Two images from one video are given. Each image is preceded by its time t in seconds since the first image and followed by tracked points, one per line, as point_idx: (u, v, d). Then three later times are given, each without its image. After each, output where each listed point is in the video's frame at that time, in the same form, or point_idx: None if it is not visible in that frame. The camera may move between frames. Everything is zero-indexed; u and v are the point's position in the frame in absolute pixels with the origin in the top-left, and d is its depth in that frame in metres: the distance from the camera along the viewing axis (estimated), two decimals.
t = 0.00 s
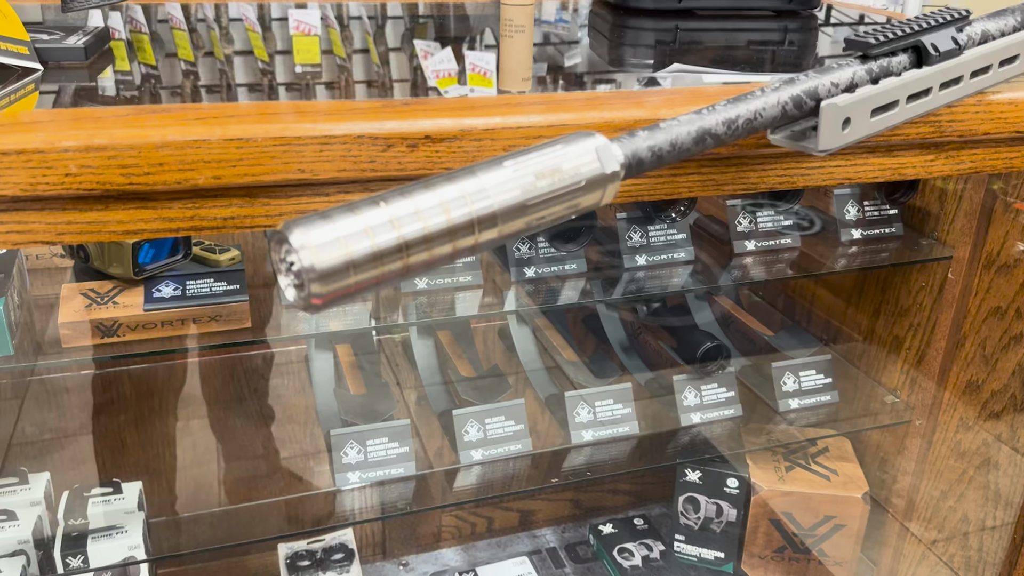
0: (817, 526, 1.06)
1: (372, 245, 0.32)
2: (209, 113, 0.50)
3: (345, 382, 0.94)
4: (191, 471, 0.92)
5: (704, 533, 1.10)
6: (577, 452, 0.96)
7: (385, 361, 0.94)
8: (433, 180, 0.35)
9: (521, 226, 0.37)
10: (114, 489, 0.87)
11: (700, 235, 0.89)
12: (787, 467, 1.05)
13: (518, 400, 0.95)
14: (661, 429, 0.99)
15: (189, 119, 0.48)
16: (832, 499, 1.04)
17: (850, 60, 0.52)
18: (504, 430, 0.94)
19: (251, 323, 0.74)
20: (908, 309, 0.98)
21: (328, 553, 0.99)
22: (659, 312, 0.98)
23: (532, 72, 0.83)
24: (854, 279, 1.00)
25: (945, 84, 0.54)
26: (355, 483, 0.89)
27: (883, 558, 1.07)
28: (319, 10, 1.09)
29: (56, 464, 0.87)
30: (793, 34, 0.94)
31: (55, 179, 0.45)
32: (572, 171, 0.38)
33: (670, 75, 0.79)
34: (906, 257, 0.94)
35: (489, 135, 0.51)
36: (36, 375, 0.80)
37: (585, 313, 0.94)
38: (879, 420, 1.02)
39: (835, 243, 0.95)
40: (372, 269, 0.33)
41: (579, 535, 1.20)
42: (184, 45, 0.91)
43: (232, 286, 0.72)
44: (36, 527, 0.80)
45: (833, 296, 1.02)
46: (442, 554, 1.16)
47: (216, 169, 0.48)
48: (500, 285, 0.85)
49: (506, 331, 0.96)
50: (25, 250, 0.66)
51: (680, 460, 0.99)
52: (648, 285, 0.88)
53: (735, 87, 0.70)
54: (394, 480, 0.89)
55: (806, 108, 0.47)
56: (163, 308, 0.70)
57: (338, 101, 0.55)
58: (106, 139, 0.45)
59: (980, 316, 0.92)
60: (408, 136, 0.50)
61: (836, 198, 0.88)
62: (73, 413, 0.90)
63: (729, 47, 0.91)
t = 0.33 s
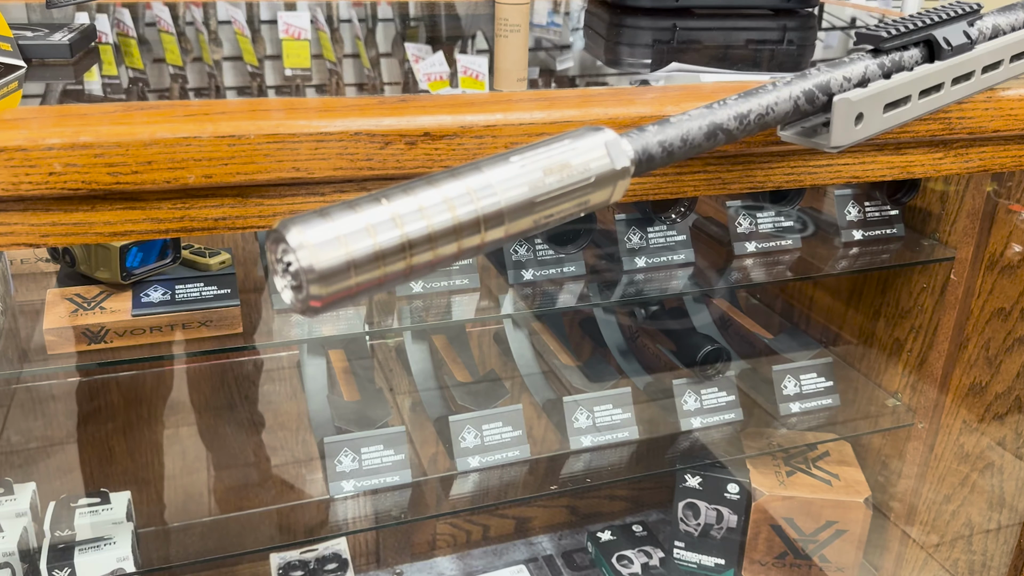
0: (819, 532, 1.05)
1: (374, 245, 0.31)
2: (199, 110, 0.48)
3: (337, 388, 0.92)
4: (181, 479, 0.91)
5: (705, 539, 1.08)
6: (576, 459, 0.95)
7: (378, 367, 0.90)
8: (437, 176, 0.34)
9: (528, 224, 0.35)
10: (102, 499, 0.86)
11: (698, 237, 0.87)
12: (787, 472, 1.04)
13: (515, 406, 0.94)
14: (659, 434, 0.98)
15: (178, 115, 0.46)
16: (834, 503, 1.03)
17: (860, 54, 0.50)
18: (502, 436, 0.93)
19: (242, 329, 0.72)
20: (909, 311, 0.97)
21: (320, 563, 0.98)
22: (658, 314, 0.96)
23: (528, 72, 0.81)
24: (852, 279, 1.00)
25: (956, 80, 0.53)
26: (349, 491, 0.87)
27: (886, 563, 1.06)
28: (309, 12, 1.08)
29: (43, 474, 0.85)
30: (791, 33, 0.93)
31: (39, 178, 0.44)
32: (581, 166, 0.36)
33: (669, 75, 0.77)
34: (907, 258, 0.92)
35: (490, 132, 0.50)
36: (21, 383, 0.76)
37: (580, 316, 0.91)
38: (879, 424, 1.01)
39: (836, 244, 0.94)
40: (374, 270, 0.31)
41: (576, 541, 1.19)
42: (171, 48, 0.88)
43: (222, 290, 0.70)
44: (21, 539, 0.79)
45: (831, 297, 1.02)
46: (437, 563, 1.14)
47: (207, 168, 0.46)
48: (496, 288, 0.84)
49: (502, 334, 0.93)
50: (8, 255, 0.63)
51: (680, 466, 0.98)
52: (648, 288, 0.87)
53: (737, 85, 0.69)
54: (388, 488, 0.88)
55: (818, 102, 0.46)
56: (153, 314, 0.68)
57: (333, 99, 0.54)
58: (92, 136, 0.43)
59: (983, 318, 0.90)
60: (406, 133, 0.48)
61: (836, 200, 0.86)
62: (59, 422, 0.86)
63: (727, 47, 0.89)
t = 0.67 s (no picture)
0: (821, 537, 1.03)
1: (380, 243, 0.28)
2: (186, 105, 0.46)
3: (329, 394, 0.89)
4: (167, 489, 0.89)
5: (705, 545, 1.07)
6: (575, 465, 0.93)
7: (371, 372, 0.89)
8: (445, 170, 0.31)
9: (541, 221, 0.33)
10: (87, 511, 0.83)
11: (699, 237, 0.85)
12: (788, 476, 1.03)
13: (512, 411, 0.91)
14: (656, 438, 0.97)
15: (164, 110, 0.44)
16: (835, 507, 1.01)
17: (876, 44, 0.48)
18: (498, 443, 0.90)
19: (234, 335, 0.70)
20: (911, 311, 0.95)
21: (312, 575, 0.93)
22: (655, 318, 0.94)
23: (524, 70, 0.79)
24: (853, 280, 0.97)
25: (974, 72, 0.51)
26: (342, 501, 0.85)
27: (887, 568, 1.05)
28: (296, 14, 1.06)
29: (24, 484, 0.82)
30: (790, 29, 0.91)
31: (17, 176, 0.41)
32: (597, 159, 0.34)
33: (668, 72, 0.76)
34: (908, 258, 0.91)
35: (494, 127, 0.48)
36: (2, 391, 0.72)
37: (576, 319, 0.88)
38: (879, 427, 1.00)
39: (838, 244, 0.92)
40: (380, 271, 0.29)
41: (572, 548, 1.17)
42: (155, 50, 0.86)
43: (210, 294, 0.68)
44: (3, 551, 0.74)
45: (830, 298, 1.00)
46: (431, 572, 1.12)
47: (197, 165, 0.43)
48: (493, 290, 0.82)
49: (495, 338, 0.90)
50: None
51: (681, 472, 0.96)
52: (647, 290, 0.85)
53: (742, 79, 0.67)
54: (382, 497, 0.86)
55: (836, 94, 0.44)
56: (138, 320, 0.65)
57: (328, 93, 0.51)
58: (74, 131, 0.41)
59: (987, 318, 0.88)
60: (406, 128, 0.46)
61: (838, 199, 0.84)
62: (42, 432, 0.83)
63: (725, 43, 0.88)
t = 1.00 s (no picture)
0: (817, 543, 1.03)
1: (374, 245, 0.26)
2: (162, 103, 0.43)
3: (315, 404, 0.87)
4: (148, 501, 0.87)
5: (700, 553, 1.03)
6: (568, 473, 0.92)
7: (357, 380, 0.86)
8: (443, 167, 0.29)
9: (545, 222, 0.31)
10: (64, 527, 0.80)
11: (693, 239, 0.84)
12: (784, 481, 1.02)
13: (503, 420, 0.90)
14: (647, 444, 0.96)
15: (140, 108, 0.42)
16: (833, 513, 1.01)
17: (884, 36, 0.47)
18: (490, 452, 0.89)
19: (217, 344, 0.67)
20: (908, 312, 0.93)
21: None
22: (647, 321, 0.92)
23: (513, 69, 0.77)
24: (846, 283, 0.98)
25: (983, 65, 0.49)
26: (329, 514, 0.82)
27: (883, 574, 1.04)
28: (278, 17, 1.04)
29: None
30: (782, 28, 0.90)
31: None
32: (603, 155, 0.32)
33: (660, 71, 0.74)
34: (904, 259, 0.89)
35: (489, 124, 0.45)
36: None
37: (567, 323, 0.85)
38: (879, 428, 0.99)
39: (834, 245, 0.91)
40: (375, 276, 0.27)
41: (563, 557, 1.14)
42: (132, 54, 0.83)
43: (191, 301, 0.65)
44: None
45: (825, 299, 0.99)
46: None
47: (176, 165, 0.41)
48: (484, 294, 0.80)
49: (486, 344, 0.87)
50: None
51: (675, 480, 0.95)
52: (640, 294, 0.82)
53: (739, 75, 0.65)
54: (370, 510, 0.83)
55: (846, 89, 0.42)
56: (115, 329, 0.63)
57: (315, 90, 0.49)
58: (44, 129, 0.38)
59: (985, 319, 0.86)
60: (397, 126, 0.43)
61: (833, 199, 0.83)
62: (17, 444, 0.78)
63: (717, 42, 0.86)
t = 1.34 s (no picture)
0: (814, 552, 1.01)
1: (376, 258, 0.25)
2: (142, 110, 0.41)
3: (302, 417, 0.84)
4: (132, 518, 0.85)
5: (696, 563, 1.02)
6: (563, 485, 0.92)
7: (345, 392, 0.84)
8: (446, 175, 0.28)
9: (553, 232, 0.30)
10: (44, 547, 0.77)
11: (686, 246, 0.82)
12: (780, 490, 1.01)
13: (496, 431, 0.89)
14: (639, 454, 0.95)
15: (121, 116, 0.40)
16: (830, 522, 0.99)
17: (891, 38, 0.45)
18: (483, 464, 0.87)
19: (201, 357, 0.65)
20: (903, 317, 0.92)
21: None
22: (640, 328, 0.90)
23: (502, 74, 0.75)
24: (842, 288, 0.93)
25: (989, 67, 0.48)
26: (319, 531, 0.80)
27: None
28: (260, 24, 1.02)
29: None
30: (774, 31, 0.89)
31: None
32: (613, 161, 0.30)
33: (652, 75, 0.72)
34: (898, 264, 0.88)
35: (486, 129, 0.44)
36: None
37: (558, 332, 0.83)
38: (875, 435, 0.98)
39: (827, 250, 0.89)
40: (376, 292, 0.25)
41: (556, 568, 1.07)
42: (111, 61, 0.81)
43: (175, 314, 0.63)
44: None
45: (818, 306, 0.97)
46: None
47: (160, 175, 0.39)
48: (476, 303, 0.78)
49: (477, 354, 0.85)
50: None
51: (671, 489, 0.95)
52: (634, 302, 0.81)
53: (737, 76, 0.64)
54: (359, 526, 0.81)
55: (855, 91, 0.41)
56: (96, 343, 0.61)
57: (306, 96, 0.47)
58: (20, 138, 0.36)
59: (981, 325, 0.85)
60: (391, 132, 0.42)
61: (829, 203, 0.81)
62: None
63: (708, 45, 0.84)
